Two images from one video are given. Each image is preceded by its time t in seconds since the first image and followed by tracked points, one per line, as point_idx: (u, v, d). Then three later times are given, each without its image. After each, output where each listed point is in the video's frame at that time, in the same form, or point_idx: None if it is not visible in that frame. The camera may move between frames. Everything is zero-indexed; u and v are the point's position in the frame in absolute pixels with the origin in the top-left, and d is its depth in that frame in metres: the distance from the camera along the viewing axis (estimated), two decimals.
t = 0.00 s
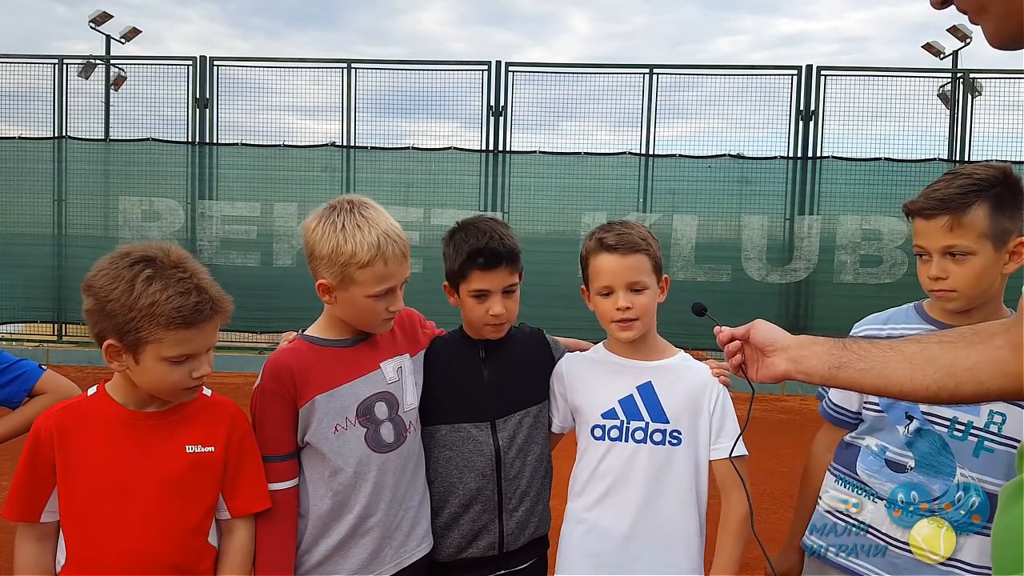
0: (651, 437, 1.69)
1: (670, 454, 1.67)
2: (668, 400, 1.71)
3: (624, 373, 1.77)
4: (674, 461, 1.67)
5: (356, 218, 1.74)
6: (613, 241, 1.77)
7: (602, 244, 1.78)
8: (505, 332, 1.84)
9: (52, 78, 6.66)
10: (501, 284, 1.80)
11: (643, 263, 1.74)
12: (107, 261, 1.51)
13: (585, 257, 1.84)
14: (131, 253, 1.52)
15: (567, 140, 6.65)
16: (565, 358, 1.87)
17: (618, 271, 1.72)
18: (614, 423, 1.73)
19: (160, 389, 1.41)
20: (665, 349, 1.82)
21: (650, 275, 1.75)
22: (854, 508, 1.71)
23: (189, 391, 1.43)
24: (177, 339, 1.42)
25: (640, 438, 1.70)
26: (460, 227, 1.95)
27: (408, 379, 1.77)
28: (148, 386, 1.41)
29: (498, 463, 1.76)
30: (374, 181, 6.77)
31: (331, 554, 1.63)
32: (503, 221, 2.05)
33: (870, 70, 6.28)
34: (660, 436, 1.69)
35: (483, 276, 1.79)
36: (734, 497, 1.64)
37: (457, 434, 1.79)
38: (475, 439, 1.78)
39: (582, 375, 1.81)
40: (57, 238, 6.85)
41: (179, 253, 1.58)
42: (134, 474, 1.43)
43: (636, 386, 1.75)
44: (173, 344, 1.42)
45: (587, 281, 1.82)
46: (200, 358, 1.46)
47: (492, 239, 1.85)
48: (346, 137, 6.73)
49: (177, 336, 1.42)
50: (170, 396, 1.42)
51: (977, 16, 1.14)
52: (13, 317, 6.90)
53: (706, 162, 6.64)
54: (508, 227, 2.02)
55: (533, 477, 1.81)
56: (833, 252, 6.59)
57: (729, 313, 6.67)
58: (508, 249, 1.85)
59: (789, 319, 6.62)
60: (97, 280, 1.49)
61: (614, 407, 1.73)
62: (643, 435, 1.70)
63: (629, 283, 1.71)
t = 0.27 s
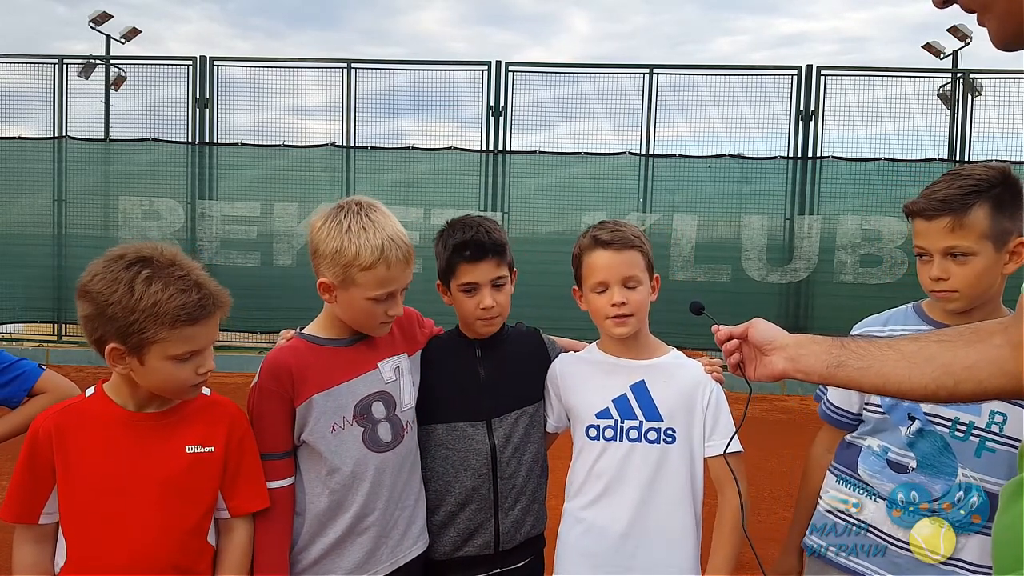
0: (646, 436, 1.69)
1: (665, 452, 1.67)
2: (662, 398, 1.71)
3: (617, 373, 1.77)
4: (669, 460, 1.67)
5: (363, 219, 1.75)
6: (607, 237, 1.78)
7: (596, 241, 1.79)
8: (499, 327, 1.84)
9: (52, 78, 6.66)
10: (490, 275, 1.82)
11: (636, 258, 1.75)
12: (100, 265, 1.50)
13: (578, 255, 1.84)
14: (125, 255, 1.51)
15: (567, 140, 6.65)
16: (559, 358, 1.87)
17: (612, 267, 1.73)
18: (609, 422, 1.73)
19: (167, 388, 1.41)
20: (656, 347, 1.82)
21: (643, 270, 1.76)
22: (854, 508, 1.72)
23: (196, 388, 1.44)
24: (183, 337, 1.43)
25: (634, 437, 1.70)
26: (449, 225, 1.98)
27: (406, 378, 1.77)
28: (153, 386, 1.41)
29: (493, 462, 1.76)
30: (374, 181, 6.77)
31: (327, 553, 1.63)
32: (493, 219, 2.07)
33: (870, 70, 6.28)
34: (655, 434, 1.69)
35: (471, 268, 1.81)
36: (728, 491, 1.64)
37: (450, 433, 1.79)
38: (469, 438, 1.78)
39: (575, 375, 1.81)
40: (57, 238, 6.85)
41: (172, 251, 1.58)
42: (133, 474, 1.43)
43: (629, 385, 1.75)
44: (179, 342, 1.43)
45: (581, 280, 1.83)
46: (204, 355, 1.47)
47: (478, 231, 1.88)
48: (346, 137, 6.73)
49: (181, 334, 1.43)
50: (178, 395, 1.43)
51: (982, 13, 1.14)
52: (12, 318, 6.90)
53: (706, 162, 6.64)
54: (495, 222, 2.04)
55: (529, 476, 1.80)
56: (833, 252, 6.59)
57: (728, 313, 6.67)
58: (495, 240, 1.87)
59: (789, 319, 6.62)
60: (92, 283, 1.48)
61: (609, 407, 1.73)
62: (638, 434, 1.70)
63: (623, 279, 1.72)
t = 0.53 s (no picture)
0: (645, 434, 1.69)
1: (663, 452, 1.68)
2: (660, 397, 1.71)
3: (614, 371, 1.77)
4: (667, 459, 1.67)
5: (371, 221, 1.74)
6: (600, 234, 1.80)
7: (589, 239, 1.80)
8: (496, 326, 1.84)
9: (52, 78, 6.66)
10: (487, 272, 1.82)
11: (629, 254, 1.77)
12: (89, 262, 1.51)
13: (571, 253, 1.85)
14: (114, 250, 1.53)
15: (567, 140, 6.64)
16: (558, 358, 1.87)
17: (608, 264, 1.74)
18: (608, 422, 1.72)
19: (170, 375, 1.42)
20: (652, 345, 1.82)
21: (637, 265, 1.78)
22: (854, 508, 1.71)
23: (199, 374, 1.46)
24: (183, 319, 1.45)
25: (634, 436, 1.70)
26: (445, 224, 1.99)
27: (405, 378, 1.77)
28: (157, 374, 1.42)
29: (491, 461, 1.76)
30: (374, 182, 6.77)
31: (324, 552, 1.63)
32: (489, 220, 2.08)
33: (870, 70, 6.28)
34: (654, 432, 1.69)
35: (467, 264, 1.82)
36: (725, 485, 1.64)
37: (448, 432, 1.79)
38: (468, 437, 1.78)
39: (575, 376, 1.80)
40: (57, 238, 6.85)
41: (159, 244, 1.60)
42: (133, 475, 1.43)
43: (627, 384, 1.75)
44: (180, 325, 1.45)
45: (575, 278, 1.83)
46: (204, 340, 1.49)
47: (474, 228, 1.89)
48: (345, 137, 6.72)
49: (181, 316, 1.45)
50: (182, 383, 1.44)
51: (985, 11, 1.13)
52: (12, 317, 6.89)
53: (706, 162, 6.64)
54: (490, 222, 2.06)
55: (527, 475, 1.80)
56: (833, 251, 6.59)
57: (728, 313, 6.67)
58: (492, 238, 1.88)
59: (789, 319, 6.62)
60: (85, 278, 1.48)
61: (607, 406, 1.73)
62: (637, 433, 1.70)
63: (620, 273, 1.73)
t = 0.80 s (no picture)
0: (650, 432, 1.69)
1: (665, 450, 1.68)
2: (662, 395, 1.71)
3: (614, 371, 1.77)
4: (670, 458, 1.67)
5: (373, 217, 1.75)
6: (610, 231, 1.81)
7: (599, 235, 1.81)
8: (497, 324, 1.84)
9: (52, 78, 6.66)
10: (488, 271, 1.82)
11: (637, 253, 1.78)
12: (84, 256, 1.54)
13: (577, 250, 1.85)
14: (108, 243, 1.56)
15: (567, 140, 6.64)
16: (559, 359, 1.87)
17: (617, 260, 1.75)
18: (611, 420, 1.72)
19: (165, 360, 1.43)
20: (653, 344, 1.82)
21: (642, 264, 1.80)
22: (854, 508, 1.71)
23: (194, 360, 1.47)
24: (176, 303, 1.47)
25: (637, 434, 1.70)
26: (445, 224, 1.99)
27: (404, 379, 1.77)
28: (151, 360, 1.43)
29: (493, 460, 1.75)
30: (374, 182, 6.77)
31: (320, 551, 1.63)
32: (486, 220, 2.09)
33: (870, 70, 6.28)
34: (659, 430, 1.69)
35: (469, 262, 1.82)
36: (729, 481, 1.65)
37: (450, 431, 1.79)
38: (470, 436, 1.78)
39: (576, 376, 1.80)
40: (57, 238, 6.85)
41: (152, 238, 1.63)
42: (130, 475, 1.43)
43: (629, 382, 1.75)
44: (174, 310, 1.46)
45: (580, 277, 1.83)
46: (197, 327, 1.51)
47: (477, 226, 1.89)
48: (345, 137, 6.72)
49: (174, 301, 1.47)
50: (178, 369, 1.45)
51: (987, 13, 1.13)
52: (12, 317, 6.89)
53: (706, 162, 6.64)
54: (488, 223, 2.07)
55: (528, 474, 1.80)
56: (833, 252, 6.59)
57: (728, 313, 6.67)
58: (494, 236, 1.89)
59: (789, 319, 6.62)
60: (80, 270, 1.51)
61: (611, 405, 1.73)
62: (642, 430, 1.70)
63: (629, 272, 1.75)
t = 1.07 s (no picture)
0: (651, 432, 1.69)
1: (668, 450, 1.68)
2: (667, 395, 1.71)
3: (618, 371, 1.77)
4: (673, 458, 1.67)
5: (370, 206, 1.77)
6: (621, 229, 1.82)
7: (609, 232, 1.81)
8: (505, 321, 1.84)
9: (52, 78, 6.66)
10: (495, 265, 1.83)
11: (646, 250, 1.78)
12: (83, 252, 1.55)
13: (586, 247, 1.85)
14: (106, 239, 1.57)
15: (567, 140, 6.65)
16: (562, 358, 1.87)
17: (626, 257, 1.75)
18: (614, 420, 1.72)
19: (161, 354, 1.44)
20: (659, 345, 1.82)
21: (651, 262, 1.80)
22: (854, 508, 1.71)
23: (190, 357, 1.47)
24: (173, 299, 1.47)
25: (640, 434, 1.70)
26: (445, 224, 1.99)
27: (406, 380, 1.76)
28: (148, 354, 1.43)
29: (496, 460, 1.75)
30: (374, 182, 6.77)
31: (319, 551, 1.63)
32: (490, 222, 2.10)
33: (870, 70, 6.28)
34: (660, 431, 1.69)
35: (476, 258, 1.82)
36: (730, 483, 1.66)
37: (454, 431, 1.79)
38: (474, 436, 1.78)
39: (579, 375, 1.80)
40: (57, 238, 6.85)
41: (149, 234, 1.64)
42: (128, 476, 1.43)
43: (633, 382, 1.75)
44: (171, 306, 1.47)
45: (589, 273, 1.83)
46: (194, 322, 1.51)
47: (482, 224, 1.90)
48: (345, 137, 6.73)
49: (172, 296, 1.47)
50: (175, 366, 1.45)
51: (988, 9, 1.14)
52: (13, 317, 6.89)
53: (706, 162, 6.64)
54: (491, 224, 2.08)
55: (530, 474, 1.80)
56: (833, 252, 6.59)
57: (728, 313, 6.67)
58: (498, 232, 1.90)
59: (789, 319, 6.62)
60: (78, 266, 1.52)
61: (614, 404, 1.73)
62: (644, 431, 1.70)
63: (638, 269, 1.75)
